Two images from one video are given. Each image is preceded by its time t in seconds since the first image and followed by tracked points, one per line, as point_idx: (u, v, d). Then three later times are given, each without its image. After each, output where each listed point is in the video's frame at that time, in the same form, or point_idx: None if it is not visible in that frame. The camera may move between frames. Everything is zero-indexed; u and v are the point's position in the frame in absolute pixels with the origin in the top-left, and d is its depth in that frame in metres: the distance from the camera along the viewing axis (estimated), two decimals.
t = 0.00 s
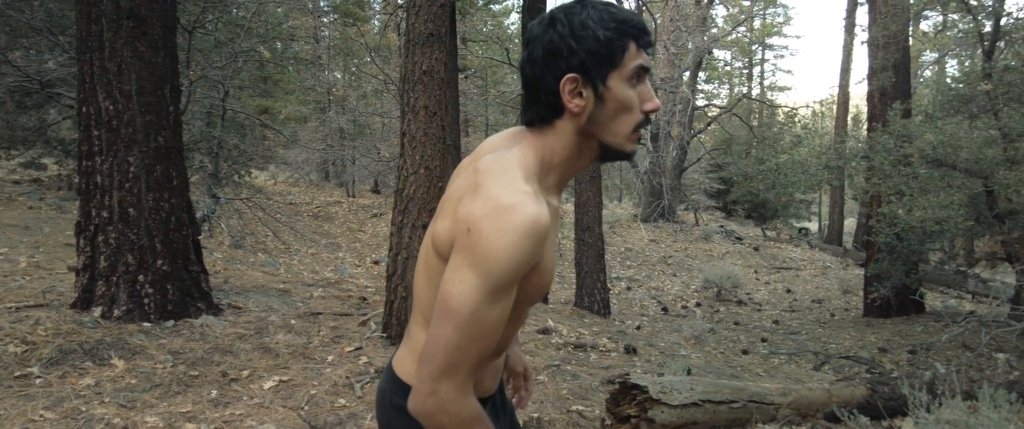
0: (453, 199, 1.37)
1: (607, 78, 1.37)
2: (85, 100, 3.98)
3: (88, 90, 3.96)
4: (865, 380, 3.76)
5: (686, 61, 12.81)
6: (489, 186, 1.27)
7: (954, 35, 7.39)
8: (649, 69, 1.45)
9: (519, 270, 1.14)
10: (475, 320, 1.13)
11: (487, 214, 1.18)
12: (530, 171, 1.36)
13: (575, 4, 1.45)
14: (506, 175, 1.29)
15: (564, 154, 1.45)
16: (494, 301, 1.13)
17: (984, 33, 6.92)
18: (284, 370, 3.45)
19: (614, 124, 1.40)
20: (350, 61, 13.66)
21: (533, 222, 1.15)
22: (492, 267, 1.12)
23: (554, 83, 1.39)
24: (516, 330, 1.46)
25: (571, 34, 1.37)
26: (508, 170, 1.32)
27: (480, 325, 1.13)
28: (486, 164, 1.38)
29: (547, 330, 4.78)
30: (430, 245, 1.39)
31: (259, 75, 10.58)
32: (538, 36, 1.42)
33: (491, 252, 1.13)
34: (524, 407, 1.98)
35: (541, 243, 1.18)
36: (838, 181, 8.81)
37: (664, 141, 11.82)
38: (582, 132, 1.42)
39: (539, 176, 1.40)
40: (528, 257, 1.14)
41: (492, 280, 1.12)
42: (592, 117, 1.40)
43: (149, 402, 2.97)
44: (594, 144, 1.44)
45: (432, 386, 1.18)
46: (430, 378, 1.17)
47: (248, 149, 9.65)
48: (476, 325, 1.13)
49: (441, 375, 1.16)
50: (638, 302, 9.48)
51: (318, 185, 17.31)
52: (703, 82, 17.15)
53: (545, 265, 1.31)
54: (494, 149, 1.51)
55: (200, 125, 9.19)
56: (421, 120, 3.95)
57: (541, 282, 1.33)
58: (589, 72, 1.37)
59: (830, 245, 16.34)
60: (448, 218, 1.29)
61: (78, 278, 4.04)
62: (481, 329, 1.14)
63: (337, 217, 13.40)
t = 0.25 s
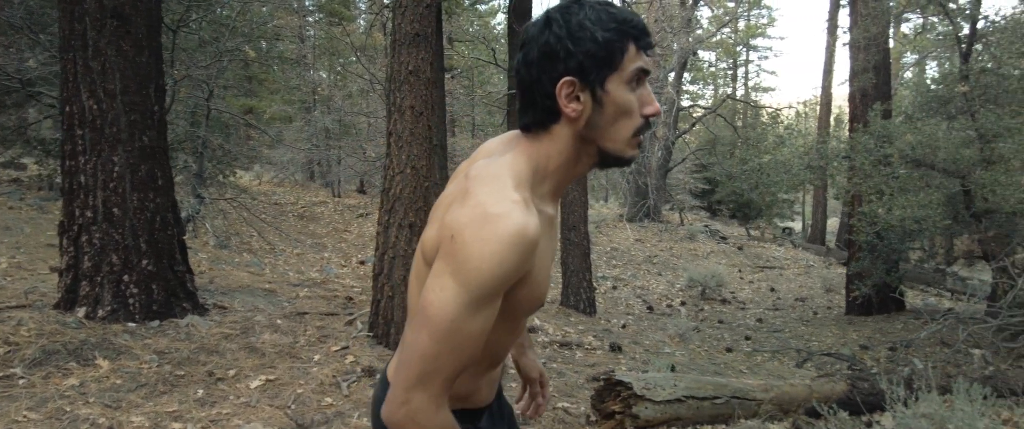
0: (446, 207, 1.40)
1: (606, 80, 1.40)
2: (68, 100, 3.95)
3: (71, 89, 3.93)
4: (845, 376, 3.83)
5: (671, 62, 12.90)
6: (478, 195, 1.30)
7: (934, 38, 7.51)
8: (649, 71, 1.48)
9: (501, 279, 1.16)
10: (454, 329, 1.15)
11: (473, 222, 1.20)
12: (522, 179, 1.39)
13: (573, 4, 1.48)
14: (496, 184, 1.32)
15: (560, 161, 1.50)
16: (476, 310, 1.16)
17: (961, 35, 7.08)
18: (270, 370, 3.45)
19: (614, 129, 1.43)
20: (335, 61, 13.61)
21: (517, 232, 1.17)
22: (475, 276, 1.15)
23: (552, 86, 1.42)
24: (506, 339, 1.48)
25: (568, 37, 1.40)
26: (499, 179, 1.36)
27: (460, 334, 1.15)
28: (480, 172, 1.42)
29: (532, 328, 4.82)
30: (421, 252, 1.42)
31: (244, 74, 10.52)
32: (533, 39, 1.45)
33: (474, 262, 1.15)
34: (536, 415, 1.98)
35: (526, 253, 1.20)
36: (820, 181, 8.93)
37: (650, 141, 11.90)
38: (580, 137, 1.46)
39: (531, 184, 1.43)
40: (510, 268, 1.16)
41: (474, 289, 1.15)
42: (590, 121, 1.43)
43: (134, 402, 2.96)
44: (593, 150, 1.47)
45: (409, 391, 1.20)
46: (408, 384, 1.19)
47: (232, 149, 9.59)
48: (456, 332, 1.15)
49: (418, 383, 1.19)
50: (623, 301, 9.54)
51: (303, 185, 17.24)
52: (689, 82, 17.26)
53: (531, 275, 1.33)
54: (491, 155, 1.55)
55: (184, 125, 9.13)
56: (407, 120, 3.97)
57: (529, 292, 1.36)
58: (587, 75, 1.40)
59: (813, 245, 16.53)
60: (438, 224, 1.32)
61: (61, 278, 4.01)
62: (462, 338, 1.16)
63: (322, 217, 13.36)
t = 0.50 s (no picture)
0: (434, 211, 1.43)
1: (596, 82, 1.43)
2: (50, 97, 3.92)
3: (53, 86, 3.90)
4: (827, 371, 3.89)
5: (657, 62, 12.97)
6: (464, 198, 1.32)
7: (914, 38, 7.61)
8: (638, 72, 1.51)
9: (486, 281, 1.18)
10: (437, 329, 1.16)
11: (458, 224, 1.22)
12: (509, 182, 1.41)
13: (562, 5, 1.50)
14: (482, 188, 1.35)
15: (548, 162, 1.52)
16: (459, 312, 1.17)
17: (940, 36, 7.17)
18: (256, 367, 3.45)
19: (604, 131, 1.46)
20: (321, 60, 13.55)
21: (501, 235, 1.19)
22: (459, 277, 1.17)
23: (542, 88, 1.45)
24: (493, 341, 1.50)
25: (557, 38, 1.42)
26: (485, 183, 1.38)
27: (443, 336, 1.16)
28: (468, 175, 1.44)
29: (519, 326, 4.84)
30: (409, 254, 1.44)
31: (229, 72, 10.46)
32: (521, 41, 1.48)
33: (459, 263, 1.17)
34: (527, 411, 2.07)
35: (511, 256, 1.22)
36: (804, 179, 9.02)
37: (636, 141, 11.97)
38: (569, 139, 1.49)
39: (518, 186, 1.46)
40: (494, 270, 1.18)
41: (457, 290, 1.16)
42: (579, 123, 1.45)
43: (119, 400, 2.95)
44: (583, 152, 1.50)
45: (390, 392, 1.21)
46: (389, 385, 1.19)
47: (217, 147, 9.53)
48: (440, 333, 1.17)
49: (400, 384, 1.19)
50: (609, 299, 9.59)
51: (289, 184, 17.15)
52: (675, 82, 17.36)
53: (517, 277, 1.35)
54: (480, 158, 1.58)
55: (168, 124, 9.06)
56: (393, 118, 3.97)
57: (514, 294, 1.38)
58: (577, 77, 1.42)
59: (797, 243, 16.69)
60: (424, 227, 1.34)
61: (44, 277, 3.98)
62: (445, 339, 1.17)
63: (308, 216, 13.30)
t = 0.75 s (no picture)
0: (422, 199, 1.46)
1: (585, 77, 1.45)
2: (29, 93, 3.89)
3: (32, 82, 3.87)
4: (808, 363, 3.94)
5: (643, 60, 13.03)
6: (451, 185, 1.35)
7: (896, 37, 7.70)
8: (627, 67, 1.53)
9: (469, 263, 1.21)
10: (420, 309, 1.18)
11: (443, 209, 1.25)
12: (497, 170, 1.44)
13: None
14: (469, 175, 1.38)
15: (540, 153, 1.54)
16: (443, 293, 1.20)
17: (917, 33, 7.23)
18: (240, 363, 3.44)
19: (594, 124, 1.48)
20: (307, 58, 13.48)
21: (484, 219, 1.22)
22: (442, 258, 1.20)
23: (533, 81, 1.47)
24: (481, 328, 1.52)
25: (548, 34, 1.45)
26: (473, 171, 1.41)
27: (426, 315, 1.19)
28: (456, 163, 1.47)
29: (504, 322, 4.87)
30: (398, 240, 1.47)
31: (213, 70, 10.37)
32: (514, 37, 1.49)
33: (443, 245, 1.20)
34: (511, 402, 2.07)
35: (493, 241, 1.25)
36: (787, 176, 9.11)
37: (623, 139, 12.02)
38: (559, 133, 1.50)
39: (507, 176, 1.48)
40: (477, 252, 1.21)
41: (441, 271, 1.19)
42: (570, 117, 1.47)
43: (100, 397, 2.93)
44: (573, 145, 1.52)
45: (374, 370, 1.22)
46: (372, 362, 1.20)
47: (201, 146, 9.46)
48: (423, 312, 1.19)
49: (383, 361, 1.20)
50: (596, 296, 9.63)
51: (274, 184, 17.06)
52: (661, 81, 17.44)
53: (502, 263, 1.38)
54: (472, 148, 1.60)
55: (151, 122, 8.98)
56: (377, 115, 3.98)
57: (500, 280, 1.40)
58: (567, 73, 1.45)
59: (782, 240, 16.84)
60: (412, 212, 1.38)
61: (24, 275, 3.96)
62: (428, 319, 1.19)
63: (294, 215, 13.24)
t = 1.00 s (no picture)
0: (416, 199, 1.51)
1: (575, 86, 1.49)
2: (5, 97, 3.87)
3: (9, 86, 3.85)
4: (787, 356, 4.00)
5: (627, 60, 13.10)
6: (440, 185, 1.41)
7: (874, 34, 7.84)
8: (616, 76, 1.57)
9: (453, 258, 1.26)
10: (406, 301, 1.23)
11: (431, 207, 1.30)
12: (486, 171, 1.49)
13: (543, 11, 1.55)
14: (458, 176, 1.43)
15: (532, 157, 1.56)
16: (429, 286, 1.24)
17: (895, 30, 7.35)
18: (223, 365, 3.44)
19: (585, 130, 1.51)
20: (290, 60, 13.43)
21: (469, 218, 1.28)
22: (428, 252, 1.25)
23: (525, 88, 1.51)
24: (471, 324, 1.56)
25: (539, 44, 1.48)
26: (462, 172, 1.46)
27: (411, 306, 1.23)
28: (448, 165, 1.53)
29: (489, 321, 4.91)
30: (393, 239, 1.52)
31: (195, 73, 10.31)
32: (506, 46, 1.53)
33: (429, 240, 1.25)
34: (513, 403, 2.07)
35: (477, 238, 1.30)
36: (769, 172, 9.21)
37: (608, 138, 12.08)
38: (552, 139, 1.54)
39: (499, 178, 1.52)
40: (460, 247, 1.26)
41: (427, 264, 1.24)
42: (561, 122, 1.51)
43: (81, 401, 2.92)
44: (564, 149, 1.55)
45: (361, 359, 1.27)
46: (359, 349, 1.24)
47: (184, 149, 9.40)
48: (410, 304, 1.23)
49: (369, 349, 1.24)
50: (582, 294, 9.68)
51: (259, 187, 16.97)
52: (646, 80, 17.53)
53: (490, 261, 1.42)
54: (466, 151, 1.65)
55: (133, 126, 8.91)
56: (358, 115, 4.00)
57: (488, 277, 1.44)
58: (558, 81, 1.48)
59: (766, 236, 17.00)
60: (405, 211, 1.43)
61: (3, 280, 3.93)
62: (413, 310, 1.23)
63: (279, 218, 13.18)
